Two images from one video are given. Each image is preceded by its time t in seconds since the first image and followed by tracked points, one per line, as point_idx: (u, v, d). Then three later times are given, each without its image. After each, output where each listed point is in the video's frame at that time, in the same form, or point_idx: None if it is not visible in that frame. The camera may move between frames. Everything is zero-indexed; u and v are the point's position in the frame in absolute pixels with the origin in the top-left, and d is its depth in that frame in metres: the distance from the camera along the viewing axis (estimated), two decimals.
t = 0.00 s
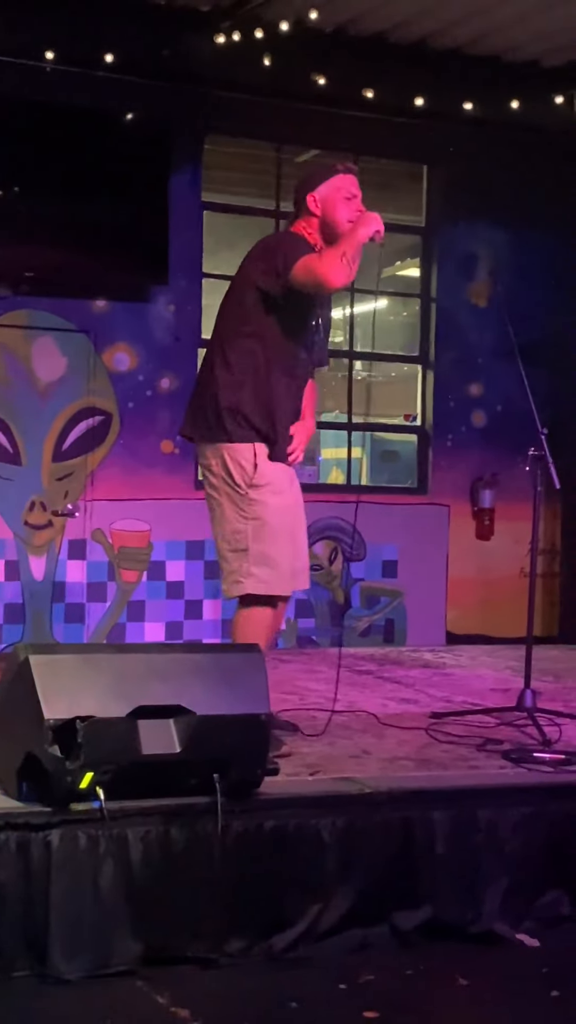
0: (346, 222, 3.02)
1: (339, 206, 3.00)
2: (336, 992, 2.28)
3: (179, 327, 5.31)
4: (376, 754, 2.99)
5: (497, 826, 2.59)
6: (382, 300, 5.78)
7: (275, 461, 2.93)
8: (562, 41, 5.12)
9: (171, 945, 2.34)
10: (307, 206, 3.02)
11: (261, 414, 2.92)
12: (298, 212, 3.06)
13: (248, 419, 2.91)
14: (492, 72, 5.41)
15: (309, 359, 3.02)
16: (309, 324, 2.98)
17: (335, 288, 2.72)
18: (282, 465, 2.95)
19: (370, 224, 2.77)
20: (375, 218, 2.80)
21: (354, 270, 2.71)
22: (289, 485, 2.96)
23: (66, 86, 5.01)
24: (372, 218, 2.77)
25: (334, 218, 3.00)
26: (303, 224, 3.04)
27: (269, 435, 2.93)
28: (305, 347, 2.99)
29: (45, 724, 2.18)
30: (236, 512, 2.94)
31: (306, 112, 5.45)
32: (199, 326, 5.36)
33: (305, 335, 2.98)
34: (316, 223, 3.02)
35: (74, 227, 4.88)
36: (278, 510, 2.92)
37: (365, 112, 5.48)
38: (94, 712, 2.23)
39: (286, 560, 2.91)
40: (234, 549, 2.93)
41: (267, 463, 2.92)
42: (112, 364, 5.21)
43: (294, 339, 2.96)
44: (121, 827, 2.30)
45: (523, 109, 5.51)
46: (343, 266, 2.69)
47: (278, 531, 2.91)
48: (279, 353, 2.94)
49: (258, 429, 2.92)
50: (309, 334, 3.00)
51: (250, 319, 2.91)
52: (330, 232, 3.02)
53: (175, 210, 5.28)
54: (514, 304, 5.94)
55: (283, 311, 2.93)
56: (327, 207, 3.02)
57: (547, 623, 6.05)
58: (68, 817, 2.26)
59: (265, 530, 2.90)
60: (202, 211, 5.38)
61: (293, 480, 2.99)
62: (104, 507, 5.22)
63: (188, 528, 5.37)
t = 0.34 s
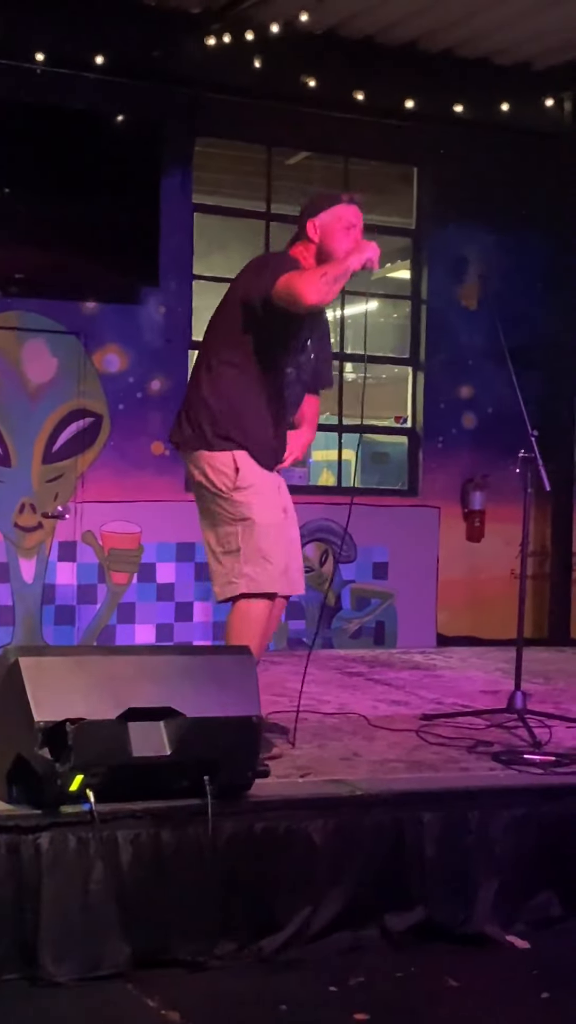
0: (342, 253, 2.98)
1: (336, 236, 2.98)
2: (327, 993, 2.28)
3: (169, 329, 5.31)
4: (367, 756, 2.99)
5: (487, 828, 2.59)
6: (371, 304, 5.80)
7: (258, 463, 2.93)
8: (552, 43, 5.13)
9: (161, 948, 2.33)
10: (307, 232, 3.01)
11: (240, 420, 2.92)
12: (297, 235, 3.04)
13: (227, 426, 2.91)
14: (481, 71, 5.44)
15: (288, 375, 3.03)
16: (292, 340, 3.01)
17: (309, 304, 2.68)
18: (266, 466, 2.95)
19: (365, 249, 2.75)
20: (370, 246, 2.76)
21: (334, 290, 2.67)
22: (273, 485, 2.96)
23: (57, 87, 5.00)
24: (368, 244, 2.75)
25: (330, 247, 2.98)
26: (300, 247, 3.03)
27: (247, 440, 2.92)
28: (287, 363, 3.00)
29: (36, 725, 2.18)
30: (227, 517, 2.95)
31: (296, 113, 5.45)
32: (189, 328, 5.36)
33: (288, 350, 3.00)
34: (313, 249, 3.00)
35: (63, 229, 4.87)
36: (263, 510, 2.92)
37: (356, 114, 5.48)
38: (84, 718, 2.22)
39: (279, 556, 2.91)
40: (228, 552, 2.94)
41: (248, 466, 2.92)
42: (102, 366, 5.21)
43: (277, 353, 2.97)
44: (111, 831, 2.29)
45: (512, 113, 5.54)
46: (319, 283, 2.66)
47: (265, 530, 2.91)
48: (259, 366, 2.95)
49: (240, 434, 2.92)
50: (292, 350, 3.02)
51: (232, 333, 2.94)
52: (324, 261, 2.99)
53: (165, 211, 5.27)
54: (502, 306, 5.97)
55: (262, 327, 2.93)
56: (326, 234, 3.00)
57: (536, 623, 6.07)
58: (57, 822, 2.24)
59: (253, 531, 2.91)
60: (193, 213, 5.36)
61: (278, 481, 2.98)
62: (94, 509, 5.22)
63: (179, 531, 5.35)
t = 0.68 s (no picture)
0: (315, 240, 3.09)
1: (310, 224, 3.09)
2: (320, 994, 2.28)
3: (162, 330, 5.32)
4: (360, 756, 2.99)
5: (479, 828, 2.60)
6: (365, 305, 5.78)
7: (230, 458, 2.93)
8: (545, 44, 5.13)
9: (154, 949, 2.33)
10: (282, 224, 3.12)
11: (216, 415, 2.92)
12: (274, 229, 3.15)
13: (204, 422, 2.91)
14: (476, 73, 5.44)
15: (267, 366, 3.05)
16: (261, 338, 3.05)
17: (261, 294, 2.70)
18: (241, 461, 2.94)
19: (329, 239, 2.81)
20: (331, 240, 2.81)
21: (287, 282, 2.70)
22: (247, 482, 2.95)
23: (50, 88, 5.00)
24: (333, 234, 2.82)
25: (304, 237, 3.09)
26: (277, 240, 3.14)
27: (225, 435, 2.92)
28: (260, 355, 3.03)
29: (29, 726, 2.18)
30: (196, 506, 2.95)
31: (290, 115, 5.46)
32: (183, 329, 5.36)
33: (259, 347, 3.04)
34: (287, 238, 3.11)
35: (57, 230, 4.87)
36: (232, 505, 2.92)
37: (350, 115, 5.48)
38: (78, 719, 2.22)
39: (241, 553, 2.92)
40: (195, 543, 2.94)
41: (219, 460, 2.91)
42: (96, 367, 5.21)
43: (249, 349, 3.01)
44: (105, 832, 2.29)
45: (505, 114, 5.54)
46: (272, 275, 2.68)
47: (231, 525, 2.91)
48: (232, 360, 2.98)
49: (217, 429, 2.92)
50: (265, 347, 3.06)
51: (200, 334, 2.98)
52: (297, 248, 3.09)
53: (159, 211, 5.27)
54: (496, 307, 5.98)
55: (230, 325, 2.97)
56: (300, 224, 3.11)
57: (530, 623, 6.08)
58: (50, 824, 2.24)
59: (218, 524, 2.91)
60: (187, 214, 5.36)
61: (256, 477, 2.98)
62: (87, 510, 5.21)
63: (171, 532, 5.36)
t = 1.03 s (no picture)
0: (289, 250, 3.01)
1: (284, 232, 3.01)
2: (317, 995, 2.28)
3: (160, 330, 5.31)
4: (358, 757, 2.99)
5: (477, 829, 2.60)
6: (363, 305, 5.77)
7: (202, 469, 2.90)
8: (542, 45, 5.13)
9: (152, 950, 2.33)
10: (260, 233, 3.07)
11: (187, 424, 2.90)
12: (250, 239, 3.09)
13: (178, 434, 2.89)
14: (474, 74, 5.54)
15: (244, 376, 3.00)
16: (236, 344, 2.99)
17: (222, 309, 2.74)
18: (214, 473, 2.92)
19: (294, 255, 2.78)
20: (297, 254, 2.79)
21: (247, 297, 2.72)
22: (219, 494, 2.92)
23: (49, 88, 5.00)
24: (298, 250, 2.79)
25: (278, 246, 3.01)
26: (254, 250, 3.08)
27: (196, 443, 2.90)
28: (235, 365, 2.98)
29: (26, 726, 2.19)
30: (169, 524, 2.93)
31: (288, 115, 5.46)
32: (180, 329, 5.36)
33: (232, 354, 2.98)
34: (262, 249, 3.06)
35: (56, 230, 4.87)
36: (204, 516, 2.89)
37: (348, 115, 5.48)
38: (76, 720, 2.22)
39: (213, 564, 2.88)
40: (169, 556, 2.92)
41: (189, 471, 2.89)
42: (93, 367, 5.21)
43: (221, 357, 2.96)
44: (102, 833, 2.28)
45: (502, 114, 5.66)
46: (230, 287, 2.71)
47: (203, 537, 2.88)
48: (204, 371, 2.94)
49: (189, 438, 2.90)
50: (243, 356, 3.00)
51: (173, 346, 2.95)
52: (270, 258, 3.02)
53: (157, 210, 5.24)
54: (493, 306, 5.98)
55: (199, 334, 2.93)
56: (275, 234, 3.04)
57: (527, 624, 6.09)
58: (47, 824, 2.23)
59: (189, 536, 2.88)
60: (184, 214, 5.33)
61: (227, 489, 2.95)
62: (85, 511, 5.21)
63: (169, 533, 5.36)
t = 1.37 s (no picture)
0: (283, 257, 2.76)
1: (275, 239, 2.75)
2: (319, 995, 2.28)
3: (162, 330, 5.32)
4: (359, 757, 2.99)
5: (478, 829, 2.60)
6: (365, 305, 5.78)
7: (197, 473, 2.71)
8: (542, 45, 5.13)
9: (154, 951, 2.33)
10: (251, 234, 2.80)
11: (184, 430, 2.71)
12: (242, 237, 2.82)
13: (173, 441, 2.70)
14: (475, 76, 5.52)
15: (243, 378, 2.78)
16: (230, 342, 2.75)
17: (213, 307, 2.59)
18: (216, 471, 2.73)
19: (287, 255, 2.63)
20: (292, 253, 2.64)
21: (237, 294, 2.57)
22: (221, 491, 2.73)
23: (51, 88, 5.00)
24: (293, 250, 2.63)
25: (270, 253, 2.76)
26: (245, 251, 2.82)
27: (195, 447, 2.71)
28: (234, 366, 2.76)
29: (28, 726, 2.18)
30: (168, 522, 2.76)
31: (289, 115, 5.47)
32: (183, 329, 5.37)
33: (228, 349, 2.74)
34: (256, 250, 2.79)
35: (57, 229, 4.85)
36: (201, 521, 2.71)
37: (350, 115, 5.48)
38: (78, 719, 2.22)
39: (218, 565, 2.71)
40: (170, 557, 2.76)
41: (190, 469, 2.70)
42: (96, 367, 5.21)
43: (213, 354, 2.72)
44: (104, 832, 2.28)
45: (504, 115, 5.65)
46: (222, 285, 2.56)
47: (199, 543, 2.71)
48: (201, 373, 2.72)
49: (178, 440, 2.70)
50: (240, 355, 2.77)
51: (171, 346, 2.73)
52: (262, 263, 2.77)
53: (159, 210, 5.24)
54: (495, 306, 5.98)
55: (191, 325, 2.71)
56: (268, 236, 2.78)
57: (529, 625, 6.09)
58: (49, 824, 2.23)
59: (186, 541, 2.72)
60: (186, 214, 5.34)
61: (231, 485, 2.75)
62: (87, 511, 5.21)
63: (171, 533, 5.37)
